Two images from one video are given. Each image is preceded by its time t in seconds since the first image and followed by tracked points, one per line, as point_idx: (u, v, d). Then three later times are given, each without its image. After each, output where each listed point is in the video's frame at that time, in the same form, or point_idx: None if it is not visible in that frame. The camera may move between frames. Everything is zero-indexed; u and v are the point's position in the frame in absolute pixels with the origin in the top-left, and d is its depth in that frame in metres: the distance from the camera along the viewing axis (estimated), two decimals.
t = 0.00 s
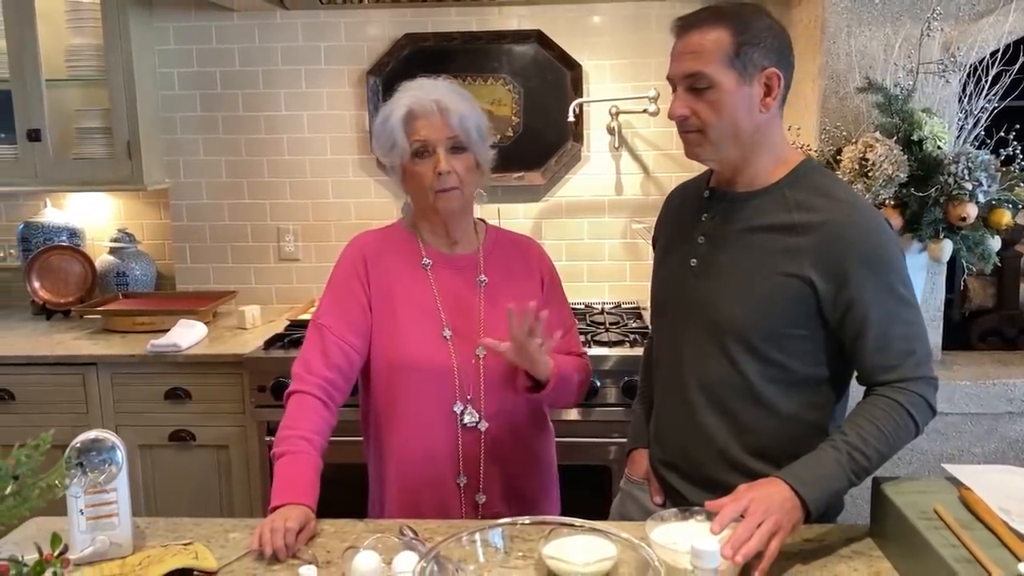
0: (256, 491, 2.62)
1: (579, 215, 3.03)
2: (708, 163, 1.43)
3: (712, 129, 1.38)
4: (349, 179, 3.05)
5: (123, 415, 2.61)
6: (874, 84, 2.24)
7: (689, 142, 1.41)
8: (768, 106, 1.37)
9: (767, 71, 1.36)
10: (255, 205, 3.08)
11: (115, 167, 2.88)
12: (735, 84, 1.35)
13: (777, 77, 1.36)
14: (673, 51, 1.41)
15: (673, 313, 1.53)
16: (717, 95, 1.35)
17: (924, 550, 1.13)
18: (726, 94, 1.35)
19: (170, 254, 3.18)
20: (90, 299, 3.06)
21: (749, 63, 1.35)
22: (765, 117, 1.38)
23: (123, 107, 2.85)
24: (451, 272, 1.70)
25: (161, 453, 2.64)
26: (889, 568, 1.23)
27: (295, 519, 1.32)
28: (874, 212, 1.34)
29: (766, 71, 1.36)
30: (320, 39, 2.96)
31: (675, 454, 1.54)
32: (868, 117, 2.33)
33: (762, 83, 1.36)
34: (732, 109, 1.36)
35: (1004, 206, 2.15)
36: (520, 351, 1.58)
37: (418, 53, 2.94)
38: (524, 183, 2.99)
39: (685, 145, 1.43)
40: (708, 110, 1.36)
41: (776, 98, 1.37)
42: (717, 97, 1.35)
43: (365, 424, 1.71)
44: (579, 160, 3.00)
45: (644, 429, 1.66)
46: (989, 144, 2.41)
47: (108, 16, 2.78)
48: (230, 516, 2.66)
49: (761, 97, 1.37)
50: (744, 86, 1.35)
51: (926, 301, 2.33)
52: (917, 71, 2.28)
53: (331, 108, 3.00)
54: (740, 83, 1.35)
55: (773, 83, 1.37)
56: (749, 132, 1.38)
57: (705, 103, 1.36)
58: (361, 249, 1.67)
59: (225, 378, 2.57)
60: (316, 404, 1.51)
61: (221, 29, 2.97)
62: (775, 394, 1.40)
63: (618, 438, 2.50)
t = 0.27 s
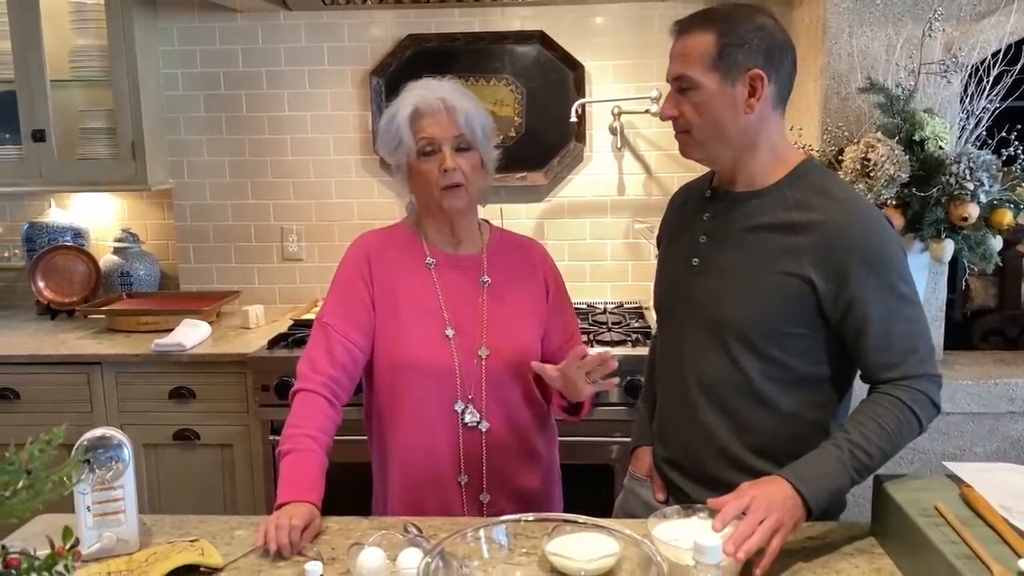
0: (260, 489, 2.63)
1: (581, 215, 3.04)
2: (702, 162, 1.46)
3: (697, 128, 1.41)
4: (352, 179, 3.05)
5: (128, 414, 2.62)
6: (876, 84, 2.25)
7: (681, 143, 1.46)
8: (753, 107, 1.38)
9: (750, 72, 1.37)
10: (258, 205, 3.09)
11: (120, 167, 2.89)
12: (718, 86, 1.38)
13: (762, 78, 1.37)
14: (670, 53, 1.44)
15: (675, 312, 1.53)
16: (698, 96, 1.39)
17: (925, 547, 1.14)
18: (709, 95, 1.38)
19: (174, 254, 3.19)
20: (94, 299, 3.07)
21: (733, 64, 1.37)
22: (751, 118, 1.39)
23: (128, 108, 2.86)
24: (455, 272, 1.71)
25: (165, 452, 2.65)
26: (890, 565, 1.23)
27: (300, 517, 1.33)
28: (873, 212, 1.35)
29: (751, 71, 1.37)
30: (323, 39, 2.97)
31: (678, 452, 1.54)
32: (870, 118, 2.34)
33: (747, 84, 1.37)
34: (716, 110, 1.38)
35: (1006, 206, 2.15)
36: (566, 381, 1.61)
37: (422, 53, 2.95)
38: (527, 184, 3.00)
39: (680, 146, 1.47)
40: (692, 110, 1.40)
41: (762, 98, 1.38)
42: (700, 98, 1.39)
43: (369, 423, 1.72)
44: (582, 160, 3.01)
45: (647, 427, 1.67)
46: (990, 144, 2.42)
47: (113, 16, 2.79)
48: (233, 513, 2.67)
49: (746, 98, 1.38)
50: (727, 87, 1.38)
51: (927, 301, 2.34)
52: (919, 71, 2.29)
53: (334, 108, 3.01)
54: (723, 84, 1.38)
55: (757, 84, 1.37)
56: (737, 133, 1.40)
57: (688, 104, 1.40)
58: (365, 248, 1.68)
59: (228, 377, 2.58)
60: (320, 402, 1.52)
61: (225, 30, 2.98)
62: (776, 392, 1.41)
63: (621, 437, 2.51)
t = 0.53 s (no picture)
0: (262, 486, 2.64)
1: (583, 215, 3.05)
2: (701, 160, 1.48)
3: (696, 126, 1.43)
4: (355, 179, 3.06)
5: (131, 412, 2.63)
6: (877, 84, 2.26)
7: (681, 140, 1.47)
8: (752, 105, 1.39)
9: (749, 70, 1.38)
10: (261, 205, 3.10)
11: (123, 167, 2.90)
12: (717, 84, 1.39)
13: (761, 76, 1.38)
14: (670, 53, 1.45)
15: (677, 310, 1.54)
16: (698, 94, 1.40)
17: (925, 543, 1.15)
18: (708, 94, 1.39)
19: (177, 253, 3.20)
20: (98, 298, 3.08)
21: (731, 63, 1.38)
22: (750, 116, 1.40)
23: (131, 108, 2.87)
24: (457, 270, 1.71)
25: (169, 450, 2.66)
26: (891, 561, 1.24)
27: (304, 514, 1.33)
28: (873, 209, 1.35)
29: (749, 70, 1.38)
30: (326, 39, 2.98)
31: (681, 449, 1.55)
32: (872, 117, 2.34)
33: (746, 82, 1.38)
34: (715, 109, 1.39)
35: (1007, 205, 2.16)
36: (571, 384, 1.61)
37: (424, 53, 2.96)
38: (529, 183, 3.01)
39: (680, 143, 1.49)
40: (692, 109, 1.41)
41: (760, 97, 1.39)
42: (700, 97, 1.40)
43: (372, 420, 1.73)
44: (584, 160, 3.01)
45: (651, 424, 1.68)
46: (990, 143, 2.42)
47: (116, 16, 2.81)
48: (236, 509, 2.67)
49: (744, 96, 1.39)
50: (726, 86, 1.39)
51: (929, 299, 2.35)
52: (920, 71, 2.30)
53: (337, 108, 3.02)
54: (722, 84, 1.38)
55: (756, 82, 1.38)
56: (737, 132, 1.41)
57: (688, 102, 1.42)
58: (369, 247, 1.69)
59: (231, 376, 2.59)
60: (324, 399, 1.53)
61: (228, 30, 2.99)
62: (777, 390, 1.42)
63: (623, 436, 2.52)
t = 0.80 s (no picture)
0: (265, 485, 2.65)
1: (584, 214, 3.06)
2: (702, 160, 1.49)
3: (697, 126, 1.43)
4: (356, 179, 3.07)
5: (134, 411, 2.64)
6: (877, 84, 2.26)
7: (683, 139, 1.48)
8: (753, 105, 1.40)
9: (750, 70, 1.39)
10: (263, 205, 3.11)
11: (125, 167, 2.91)
12: (718, 84, 1.39)
13: (762, 75, 1.39)
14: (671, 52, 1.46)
15: (678, 309, 1.55)
16: (699, 94, 1.41)
17: (925, 540, 1.16)
18: (709, 94, 1.40)
19: (178, 253, 3.20)
20: (100, 298, 3.09)
21: (732, 63, 1.39)
22: (751, 116, 1.41)
23: (133, 108, 2.88)
24: (458, 270, 1.72)
25: (171, 449, 2.67)
26: (891, 559, 1.25)
27: (307, 512, 1.34)
28: (873, 209, 1.36)
29: (750, 69, 1.39)
30: (327, 39, 2.99)
31: (682, 448, 1.56)
32: (872, 117, 2.35)
33: (747, 82, 1.39)
34: (716, 109, 1.40)
35: (1007, 204, 2.16)
36: (570, 373, 1.63)
37: (426, 53, 2.96)
38: (529, 183, 3.02)
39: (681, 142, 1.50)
40: (693, 109, 1.42)
41: (761, 96, 1.40)
42: (701, 96, 1.41)
43: (374, 419, 1.74)
44: (584, 160, 3.02)
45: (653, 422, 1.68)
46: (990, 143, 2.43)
47: (119, 17, 2.81)
48: (239, 508, 2.68)
49: (745, 96, 1.40)
50: (727, 86, 1.39)
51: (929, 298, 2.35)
52: (920, 71, 2.31)
53: (338, 108, 3.03)
54: (723, 83, 1.39)
55: (757, 82, 1.39)
56: (738, 131, 1.42)
57: (690, 102, 1.43)
58: (370, 247, 1.70)
59: (234, 375, 2.60)
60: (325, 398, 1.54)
61: (229, 30, 3.00)
62: (777, 388, 1.43)
63: (624, 435, 2.53)
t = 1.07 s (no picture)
0: (266, 483, 2.65)
1: (584, 214, 3.06)
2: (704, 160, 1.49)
3: (699, 125, 1.44)
4: (356, 178, 3.08)
5: (136, 410, 2.65)
6: (877, 83, 2.27)
7: (685, 139, 1.48)
8: (754, 104, 1.41)
9: (751, 69, 1.39)
10: (263, 204, 3.11)
11: (126, 166, 2.92)
12: (719, 84, 1.40)
13: (763, 75, 1.39)
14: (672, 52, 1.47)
15: (678, 308, 1.56)
16: (700, 93, 1.42)
17: (924, 536, 1.16)
18: (711, 93, 1.41)
19: (179, 252, 3.21)
20: (101, 297, 3.09)
21: (733, 62, 1.39)
22: (752, 115, 1.41)
23: (134, 108, 2.88)
24: (458, 270, 1.73)
25: (173, 447, 2.67)
26: (890, 555, 1.26)
27: (309, 510, 1.35)
28: (873, 208, 1.36)
29: (751, 69, 1.39)
30: (328, 39, 3.00)
31: (683, 446, 1.57)
32: (871, 116, 2.36)
33: (748, 81, 1.40)
34: (717, 108, 1.41)
35: (1006, 203, 2.17)
36: (567, 382, 1.63)
37: (426, 53, 2.97)
38: (530, 182, 3.02)
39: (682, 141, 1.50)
40: (694, 108, 1.43)
41: (762, 95, 1.40)
42: (702, 95, 1.41)
43: (374, 418, 1.75)
44: (584, 159, 3.03)
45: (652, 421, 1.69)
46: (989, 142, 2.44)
47: (120, 16, 2.82)
48: (240, 505, 2.68)
49: (746, 95, 1.40)
50: (728, 85, 1.40)
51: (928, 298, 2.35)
52: (919, 70, 2.32)
53: (339, 107, 3.03)
54: (724, 83, 1.40)
55: (758, 81, 1.40)
56: (739, 130, 1.42)
57: (691, 101, 1.43)
58: (371, 247, 1.71)
59: (235, 374, 2.60)
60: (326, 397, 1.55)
61: (230, 30, 3.01)
62: (777, 387, 1.44)
63: (624, 433, 2.53)
